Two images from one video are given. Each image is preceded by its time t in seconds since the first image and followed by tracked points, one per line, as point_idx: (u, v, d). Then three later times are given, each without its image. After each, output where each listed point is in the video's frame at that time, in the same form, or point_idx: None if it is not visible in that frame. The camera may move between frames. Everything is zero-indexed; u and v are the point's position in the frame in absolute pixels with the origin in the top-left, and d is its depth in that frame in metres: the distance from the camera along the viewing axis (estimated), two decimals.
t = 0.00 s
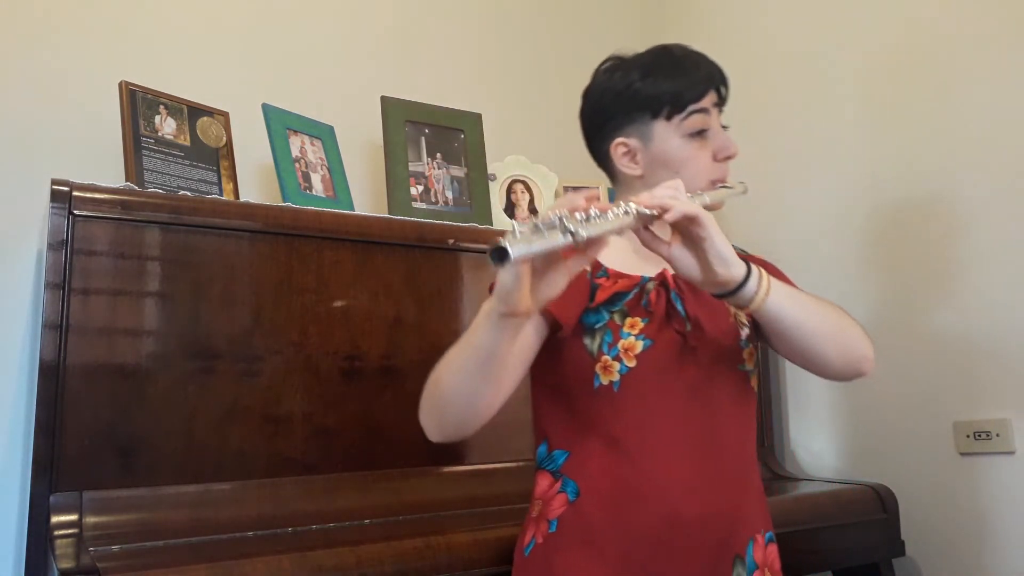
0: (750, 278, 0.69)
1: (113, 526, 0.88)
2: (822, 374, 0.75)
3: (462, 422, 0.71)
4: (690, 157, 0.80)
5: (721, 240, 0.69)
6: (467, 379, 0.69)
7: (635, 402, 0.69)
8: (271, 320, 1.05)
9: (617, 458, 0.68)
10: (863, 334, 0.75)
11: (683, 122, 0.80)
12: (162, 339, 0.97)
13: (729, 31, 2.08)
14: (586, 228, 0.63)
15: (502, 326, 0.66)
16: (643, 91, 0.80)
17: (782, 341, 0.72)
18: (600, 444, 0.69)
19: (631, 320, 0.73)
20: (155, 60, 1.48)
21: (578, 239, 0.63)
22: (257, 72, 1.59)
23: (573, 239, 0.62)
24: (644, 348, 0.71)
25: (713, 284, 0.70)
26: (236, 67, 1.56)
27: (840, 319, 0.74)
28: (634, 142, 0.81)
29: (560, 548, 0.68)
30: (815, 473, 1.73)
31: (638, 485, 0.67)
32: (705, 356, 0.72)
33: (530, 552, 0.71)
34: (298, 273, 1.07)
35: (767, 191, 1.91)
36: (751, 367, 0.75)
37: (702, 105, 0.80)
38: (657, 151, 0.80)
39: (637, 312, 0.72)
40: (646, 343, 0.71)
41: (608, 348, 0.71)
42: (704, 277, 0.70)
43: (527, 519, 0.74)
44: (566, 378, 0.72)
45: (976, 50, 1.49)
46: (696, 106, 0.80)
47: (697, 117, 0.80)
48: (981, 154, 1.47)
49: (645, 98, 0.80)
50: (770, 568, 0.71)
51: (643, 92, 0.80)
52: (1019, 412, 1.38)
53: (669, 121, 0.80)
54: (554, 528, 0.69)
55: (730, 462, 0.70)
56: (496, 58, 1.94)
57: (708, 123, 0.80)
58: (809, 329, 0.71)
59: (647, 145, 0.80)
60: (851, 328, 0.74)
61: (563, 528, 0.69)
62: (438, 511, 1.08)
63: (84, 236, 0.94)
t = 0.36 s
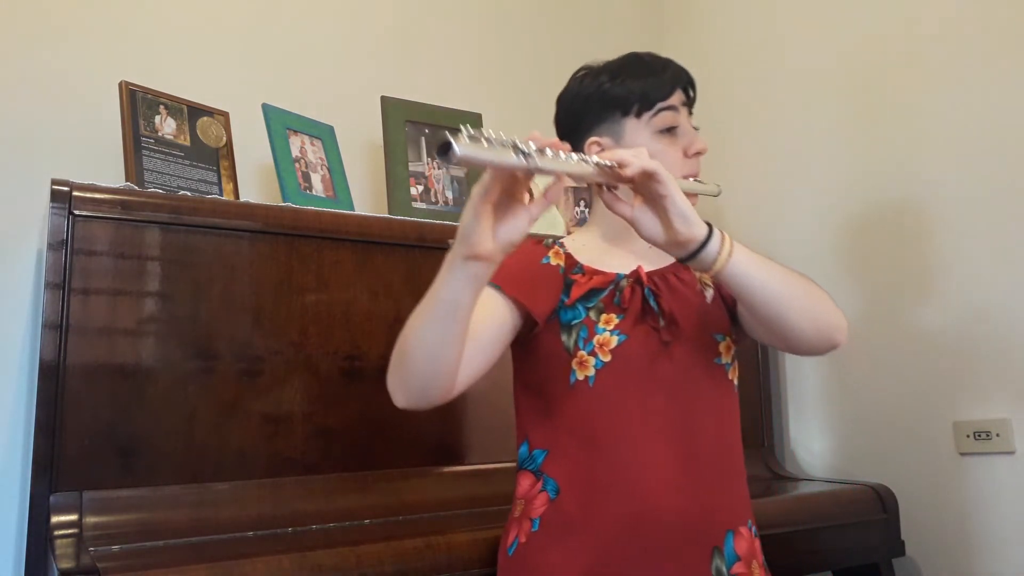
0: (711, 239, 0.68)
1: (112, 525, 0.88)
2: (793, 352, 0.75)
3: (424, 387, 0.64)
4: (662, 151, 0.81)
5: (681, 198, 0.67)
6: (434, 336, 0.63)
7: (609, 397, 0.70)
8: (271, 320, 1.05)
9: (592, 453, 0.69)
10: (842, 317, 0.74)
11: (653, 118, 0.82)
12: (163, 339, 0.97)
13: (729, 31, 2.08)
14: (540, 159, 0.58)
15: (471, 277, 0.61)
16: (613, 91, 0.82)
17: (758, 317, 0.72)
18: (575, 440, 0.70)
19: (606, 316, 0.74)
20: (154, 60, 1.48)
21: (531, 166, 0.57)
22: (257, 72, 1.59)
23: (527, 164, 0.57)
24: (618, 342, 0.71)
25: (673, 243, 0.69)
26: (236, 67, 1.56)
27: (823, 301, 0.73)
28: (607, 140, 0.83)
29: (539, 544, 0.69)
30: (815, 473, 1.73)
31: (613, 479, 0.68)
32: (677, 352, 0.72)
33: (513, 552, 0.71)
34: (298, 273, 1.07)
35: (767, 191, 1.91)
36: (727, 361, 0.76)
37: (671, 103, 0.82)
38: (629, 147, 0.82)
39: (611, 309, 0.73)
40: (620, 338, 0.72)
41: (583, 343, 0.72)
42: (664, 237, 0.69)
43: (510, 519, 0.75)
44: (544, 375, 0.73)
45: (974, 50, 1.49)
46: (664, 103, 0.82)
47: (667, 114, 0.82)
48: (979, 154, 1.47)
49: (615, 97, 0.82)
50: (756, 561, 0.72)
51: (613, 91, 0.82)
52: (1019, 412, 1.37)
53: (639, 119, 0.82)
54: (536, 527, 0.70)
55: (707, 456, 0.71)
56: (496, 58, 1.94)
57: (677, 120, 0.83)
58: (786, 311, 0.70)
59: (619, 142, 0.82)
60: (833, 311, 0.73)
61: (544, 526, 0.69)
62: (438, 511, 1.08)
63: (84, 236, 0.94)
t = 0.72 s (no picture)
0: (681, 199, 0.67)
1: (112, 525, 0.88)
2: (769, 330, 0.73)
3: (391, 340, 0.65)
4: (649, 142, 0.82)
5: (649, 158, 0.67)
6: (399, 288, 0.64)
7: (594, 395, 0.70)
8: (271, 319, 1.05)
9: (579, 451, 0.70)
10: (828, 299, 0.72)
11: (640, 111, 0.83)
12: (162, 338, 0.97)
13: (729, 31, 2.08)
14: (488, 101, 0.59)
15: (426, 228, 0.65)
16: (600, 86, 0.84)
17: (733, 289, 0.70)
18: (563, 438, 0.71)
19: (595, 316, 0.74)
20: (155, 60, 1.48)
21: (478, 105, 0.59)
22: (257, 73, 1.59)
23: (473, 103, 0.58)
24: (604, 341, 0.72)
25: (640, 204, 0.68)
26: (235, 67, 1.56)
27: (807, 279, 0.70)
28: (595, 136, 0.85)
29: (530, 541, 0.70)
30: (815, 473, 1.73)
31: (599, 477, 0.68)
32: (662, 350, 0.72)
33: (510, 548, 0.73)
34: (298, 273, 1.07)
35: (767, 191, 1.91)
36: (720, 357, 0.76)
37: (659, 97, 0.83)
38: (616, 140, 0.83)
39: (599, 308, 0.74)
40: (607, 337, 0.72)
41: (571, 342, 0.73)
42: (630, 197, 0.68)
43: (507, 516, 0.76)
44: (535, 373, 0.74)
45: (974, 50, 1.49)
46: (652, 97, 0.83)
47: (654, 107, 0.83)
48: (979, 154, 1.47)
49: (602, 92, 0.84)
50: (751, 556, 0.72)
51: (600, 87, 0.84)
52: (1019, 411, 1.37)
53: (625, 112, 0.83)
54: (529, 523, 0.71)
55: (698, 453, 0.71)
56: (496, 58, 1.94)
57: (665, 114, 0.83)
58: (762, 289, 0.68)
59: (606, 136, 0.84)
60: (817, 292, 0.70)
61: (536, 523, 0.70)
62: (438, 511, 1.08)
63: (84, 236, 0.94)
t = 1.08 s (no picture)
0: (665, 199, 0.68)
1: (112, 526, 0.88)
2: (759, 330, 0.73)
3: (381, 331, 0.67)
4: (655, 139, 0.83)
5: (632, 157, 0.68)
6: (383, 281, 0.67)
7: (594, 397, 0.71)
8: (271, 319, 1.05)
9: (578, 452, 0.70)
10: (821, 299, 0.71)
11: (646, 108, 0.85)
12: (162, 338, 0.97)
13: (729, 31, 2.08)
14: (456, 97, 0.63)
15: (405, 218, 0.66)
16: (610, 81, 0.87)
17: (723, 290, 0.70)
18: (563, 439, 0.71)
19: (594, 316, 0.74)
20: (154, 60, 1.48)
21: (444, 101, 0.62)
22: (257, 73, 1.59)
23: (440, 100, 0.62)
24: (601, 343, 0.72)
25: (624, 203, 0.69)
26: (235, 67, 1.56)
27: (801, 283, 0.69)
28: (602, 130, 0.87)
29: (532, 540, 0.71)
30: (815, 473, 1.73)
31: (597, 478, 0.69)
32: (660, 351, 0.72)
33: (515, 546, 0.74)
34: (298, 273, 1.07)
35: (767, 191, 1.91)
36: (721, 358, 0.75)
37: (666, 95, 0.85)
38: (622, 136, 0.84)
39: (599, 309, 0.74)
40: (605, 339, 0.73)
41: (569, 342, 0.74)
42: (614, 196, 0.69)
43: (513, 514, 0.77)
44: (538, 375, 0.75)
45: (974, 51, 1.49)
46: (659, 95, 0.85)
47: (661, 105, 0.85)
48: (979, 154, 1.47)
49: (611, 87, 0.86)
50: (754, 559, 0.71)
51: (610, 82, 0.87)
52: (1019, 411, 1.37)
53: (632, 108, 0.85)
54: (533, 522, 0.72)
55: (698, 455, 0.70)
56: (496, 58, 1.94)
57: (673, 112, 0.85)
58: (750, 295, 0.68)
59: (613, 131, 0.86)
60: (810, 296, 0.70)
61: (540, 522, 0.71)
62: (438, 511, 1.08)
63: (84, 236, 0.94)
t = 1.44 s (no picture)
0: (663, 208, 0.67)
1: (112, 525, 0.88)
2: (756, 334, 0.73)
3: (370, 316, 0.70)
4: (666, 138, 0.83)
5: (631, 165, 0.68)
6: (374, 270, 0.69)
7: (596, 398, 0.71)
8: (270, 319, 1.05)
9: (578, 452, 0.71)
10: (821, 303, 0.71)
11: (659, 106, 0.85)
12: (162, 338, 0.97)
13: (729, 31, 2.08)
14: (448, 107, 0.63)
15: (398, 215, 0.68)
16: (623, 76, 0.87)
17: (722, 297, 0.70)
18: (564, 438, 0.72)
19: (596, 315, 0.75)
20: (155, 60, 1.48)
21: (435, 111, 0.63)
22: (257, 73, 1.59)
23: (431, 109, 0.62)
24: (602, 343, 0.73)
25: (621, 211, 0.68)
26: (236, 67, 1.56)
27: (806, 294, 0.70)
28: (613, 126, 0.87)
29: (533, 537, 0.72)
30: (815, 474, 1.73)
31: (596, 477, 0.69)
32: (662, 351, 0.73)
33: (520, 541, 0.74)
34: (298, 273, 1.07)
35: (767, 191, 1.91)
36: (724, 360, 0.75)
37: (681, 93, 0.85)
38: (633, 133, 0.85)
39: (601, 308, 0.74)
40: (605, 338, 0.73)
41: (571, 341, 0.75)
42: (612, 204, 0.69)
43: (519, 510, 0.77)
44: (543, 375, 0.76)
45: (974, 51, 1.49)
46: (673, 93, 0.85)
47: (675, 104, 0.85)
48: (980, 154, 1.47)
49: (624, 82, 0.86)
50: (758, 563, 0.71)
51: (623, 77, 0.87)
52: (1019, 412, 1.38)
53: (645, 105, 0.85)
54: (537, 517, 0.72)
55: (699, 458, 0.70)
56: (496, 58, 1.94)
57: (686, 111, 0.85)
58: (755, 306, 0.68)
59: (624, 129, 0.86)
60: (814, 305, 0.70)
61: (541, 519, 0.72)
62: (438, 511, 1.08)
63: (84, 236, 0.94)
